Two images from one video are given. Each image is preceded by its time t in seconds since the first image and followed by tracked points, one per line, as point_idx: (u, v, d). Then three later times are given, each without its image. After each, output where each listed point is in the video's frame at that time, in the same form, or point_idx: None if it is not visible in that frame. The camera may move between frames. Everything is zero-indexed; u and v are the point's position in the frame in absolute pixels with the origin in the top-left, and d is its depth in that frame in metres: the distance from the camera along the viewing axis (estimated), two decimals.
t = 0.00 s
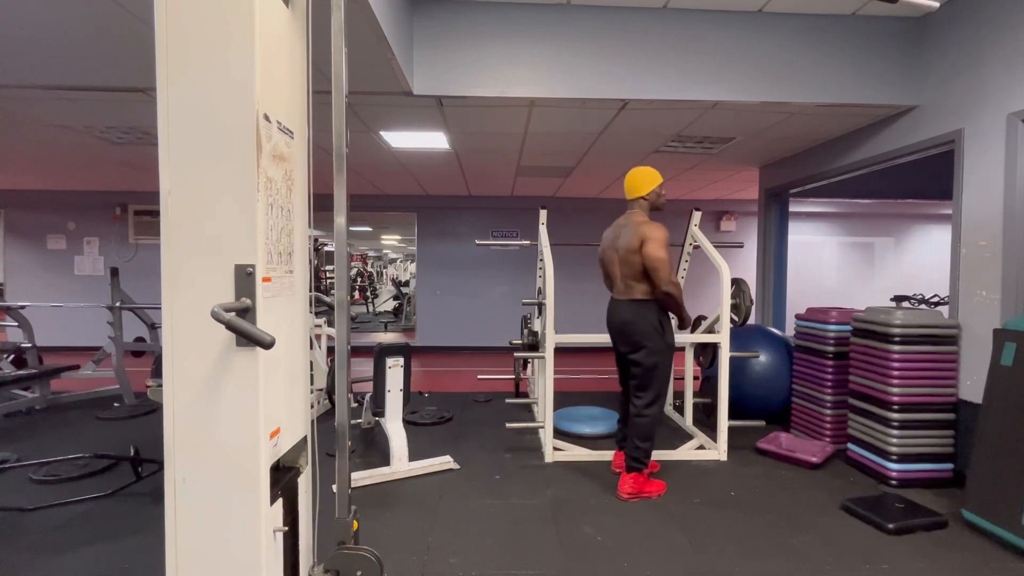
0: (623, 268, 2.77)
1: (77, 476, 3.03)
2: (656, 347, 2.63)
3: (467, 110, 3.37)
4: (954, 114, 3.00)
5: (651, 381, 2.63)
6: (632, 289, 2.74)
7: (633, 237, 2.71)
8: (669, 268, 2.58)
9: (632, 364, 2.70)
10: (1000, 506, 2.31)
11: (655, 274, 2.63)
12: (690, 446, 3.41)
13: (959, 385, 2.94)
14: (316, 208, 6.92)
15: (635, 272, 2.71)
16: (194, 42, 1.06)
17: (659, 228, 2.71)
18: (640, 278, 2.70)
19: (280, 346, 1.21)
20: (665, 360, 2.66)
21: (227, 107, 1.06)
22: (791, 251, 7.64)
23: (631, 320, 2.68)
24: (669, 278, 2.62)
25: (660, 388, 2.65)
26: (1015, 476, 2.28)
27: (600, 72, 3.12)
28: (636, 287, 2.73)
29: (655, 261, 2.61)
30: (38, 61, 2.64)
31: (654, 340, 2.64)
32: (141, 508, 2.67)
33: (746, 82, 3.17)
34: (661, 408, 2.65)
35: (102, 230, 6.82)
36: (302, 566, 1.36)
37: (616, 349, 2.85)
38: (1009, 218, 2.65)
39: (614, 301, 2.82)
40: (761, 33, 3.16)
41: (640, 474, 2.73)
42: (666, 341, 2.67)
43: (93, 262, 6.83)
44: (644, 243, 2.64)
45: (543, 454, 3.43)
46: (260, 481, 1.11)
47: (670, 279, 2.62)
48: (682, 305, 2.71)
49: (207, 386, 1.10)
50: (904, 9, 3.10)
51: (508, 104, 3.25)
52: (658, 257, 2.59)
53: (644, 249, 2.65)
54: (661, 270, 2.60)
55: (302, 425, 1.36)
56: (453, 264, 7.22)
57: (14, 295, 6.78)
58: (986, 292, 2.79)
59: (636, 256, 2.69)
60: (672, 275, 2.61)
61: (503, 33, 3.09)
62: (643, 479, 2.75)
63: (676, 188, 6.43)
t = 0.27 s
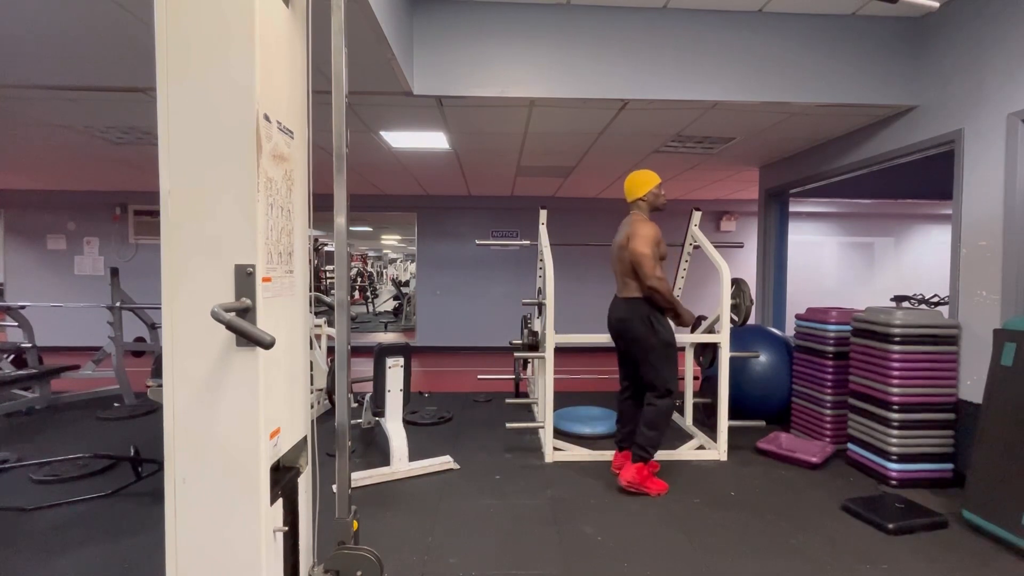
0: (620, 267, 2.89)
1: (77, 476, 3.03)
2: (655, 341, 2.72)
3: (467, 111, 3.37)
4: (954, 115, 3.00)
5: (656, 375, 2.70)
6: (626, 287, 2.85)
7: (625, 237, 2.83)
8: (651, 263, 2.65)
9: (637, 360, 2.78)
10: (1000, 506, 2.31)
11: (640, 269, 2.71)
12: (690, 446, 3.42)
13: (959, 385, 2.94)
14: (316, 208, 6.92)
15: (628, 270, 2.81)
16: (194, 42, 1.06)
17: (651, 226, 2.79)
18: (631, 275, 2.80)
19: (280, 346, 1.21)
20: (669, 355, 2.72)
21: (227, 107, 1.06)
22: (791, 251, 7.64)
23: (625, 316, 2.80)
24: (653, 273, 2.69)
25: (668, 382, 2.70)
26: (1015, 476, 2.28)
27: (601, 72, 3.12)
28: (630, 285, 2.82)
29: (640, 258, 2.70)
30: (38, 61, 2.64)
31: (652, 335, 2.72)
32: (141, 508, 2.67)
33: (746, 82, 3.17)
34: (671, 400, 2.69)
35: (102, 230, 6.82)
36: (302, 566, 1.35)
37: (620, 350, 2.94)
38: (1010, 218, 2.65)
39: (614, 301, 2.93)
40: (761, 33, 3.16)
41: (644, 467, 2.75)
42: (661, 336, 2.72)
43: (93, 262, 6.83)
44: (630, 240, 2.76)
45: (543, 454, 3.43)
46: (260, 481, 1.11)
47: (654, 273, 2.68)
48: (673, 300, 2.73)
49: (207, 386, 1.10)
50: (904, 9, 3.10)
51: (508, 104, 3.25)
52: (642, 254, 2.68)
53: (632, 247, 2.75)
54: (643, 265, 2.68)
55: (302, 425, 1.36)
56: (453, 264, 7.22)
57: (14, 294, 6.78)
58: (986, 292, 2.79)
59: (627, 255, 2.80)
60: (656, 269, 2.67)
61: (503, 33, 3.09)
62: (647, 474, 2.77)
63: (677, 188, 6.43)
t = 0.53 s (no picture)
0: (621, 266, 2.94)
1: (77, 476, 3.03)
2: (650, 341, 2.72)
3: (467, 111, 3.37)
4: (954, 114, 3.00)
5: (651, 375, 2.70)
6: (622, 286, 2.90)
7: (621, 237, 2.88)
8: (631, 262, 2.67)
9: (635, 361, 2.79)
10: (1000, 506, 2.31)
11: (626, 266, 2.73)
12: (690, 446, 3.42)
13: (959, 385, 2.94)
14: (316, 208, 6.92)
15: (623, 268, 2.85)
16: (194, 42, 1.06)
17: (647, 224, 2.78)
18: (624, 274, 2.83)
19: (280, 346, 1.21)
20: (663, 354, 2.69)
21: (227, 107, 1.06)
22: (791, 251, 7.64)
23: (621, 313, 2.83)
24: (634, 269, 2.68)
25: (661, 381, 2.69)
26: (1015, 476, 2.28)
27: (601, 72, 3.12)
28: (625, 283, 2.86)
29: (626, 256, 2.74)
30: (38, 61, 2.64)
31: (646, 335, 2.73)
32: (141, 508, 2.67)
33: (746, 82, 3.17)
34: (664, 399, 2.66)
35: (102, 230, 6.82)
36: (302, 566, 1.35)
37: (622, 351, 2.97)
38: (1010, 218, 2.65)
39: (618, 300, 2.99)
40: (761, 33, 3.16)
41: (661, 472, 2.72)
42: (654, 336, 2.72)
43: (93, 262, 6.83)
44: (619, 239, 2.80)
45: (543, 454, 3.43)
46: (260, 481, 1.11)
47: (635, 270, 2.67)
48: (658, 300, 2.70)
49: (207, 386, 1.10)
50: (904, 9, 3.10)
51: (508, 104, 3.25)
52: (625, 252, 2.72)
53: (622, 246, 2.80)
54: (625, 261, 2.70)
55: (302, 425, 1.36)
56: (453, 264, 7.22)
57: (14, 294, 6.78)
58: (986, 292, 2.79)
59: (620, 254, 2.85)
60: (637, 269, 2.68)
61: (503, 33, 3.09)
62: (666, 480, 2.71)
63: (677, 189, 6.43)
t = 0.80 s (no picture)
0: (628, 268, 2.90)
1: (77, 476, 3.03)
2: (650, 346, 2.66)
3: (467, 111, 3.37)
4: (954, 114, 3.00)
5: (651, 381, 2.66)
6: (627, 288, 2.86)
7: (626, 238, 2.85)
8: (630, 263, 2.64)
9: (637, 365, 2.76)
10: (1000, 506, 2.31)
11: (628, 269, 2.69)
12: (690, 447, 3.42)
13: (959, 385, 2.94)
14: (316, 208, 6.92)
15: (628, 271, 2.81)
16: (193, 42, 1.06)
17: (651, 224, 2.71)
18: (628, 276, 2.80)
19: (280, 346, 1.21)
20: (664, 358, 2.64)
21: (227, 107, 1.06)
22: (791, 251, 7.64)
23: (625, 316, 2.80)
24: (635, 272, 2.63)
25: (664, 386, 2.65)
26: (1015, 476, 2.28)
27: (600, 72, 3.12)
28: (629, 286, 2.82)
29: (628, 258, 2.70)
30: (38, 61, 2.64)
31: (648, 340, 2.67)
32: (141, 508, 2.67)
33: (746, 82, 3.17)
34: (666, 404, 2.63)
35: (102, 230, 6.82)
36: (302, 566, 1.35)
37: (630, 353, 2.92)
38: (1010, 217, 2.65)
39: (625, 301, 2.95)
40: (761, 33, 3.16)
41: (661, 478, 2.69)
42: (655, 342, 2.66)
43: (93, 262, 6.83)
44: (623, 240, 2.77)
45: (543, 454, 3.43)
46: (259, 481, 1.11)
47: (635, 272, 2.63)
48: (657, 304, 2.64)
49: (206, 386, 1.10)
50: (904, 9, 3.10)
51: (508, 104, 3.25)
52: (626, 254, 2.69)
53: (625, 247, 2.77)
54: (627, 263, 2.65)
55: (302, 424, 1.36)
56: (453, 264, 7.22)
57: (14, 295, 6.78)
58: (986, 292, 2.79)
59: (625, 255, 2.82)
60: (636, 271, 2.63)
61: (503, 33, 3.09)
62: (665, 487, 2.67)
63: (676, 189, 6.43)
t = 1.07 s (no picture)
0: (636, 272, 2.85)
1: (77, 476, 3.03)
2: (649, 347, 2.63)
3: (467, 111, 3.37)
4: (954, 114, 3.00)
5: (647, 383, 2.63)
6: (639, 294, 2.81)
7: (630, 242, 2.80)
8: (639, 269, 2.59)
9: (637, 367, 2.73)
10: (1000, 506, 2.31)
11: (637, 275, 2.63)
12: (690, 447, 3.42)
13: (959, 385, 2.93)
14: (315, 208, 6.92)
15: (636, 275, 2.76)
16: (194, 42, 1.06)
17: (655, 225, 2.68)
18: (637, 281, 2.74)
19: (280, 346, 1.21)
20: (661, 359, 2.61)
21: (228, 106, 1.06)
22: (791, 251, 7.64)
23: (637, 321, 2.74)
24: (647, 277, 2.58)
25: (662, 389, 2.61)
26: (1015, 476, 2.28)
27: (600, 72, 3.12)
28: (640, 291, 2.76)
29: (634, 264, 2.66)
30: (37, 61, 2.65)
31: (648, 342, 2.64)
32: (141, 508, 2.67)
33: (745, 82, 3.17)
34: (663, 408, 2.60)
35: (102, 230, 6.82)
36: (302, 566, 1.35)
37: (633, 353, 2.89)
38: (1010, 217, 2.65)
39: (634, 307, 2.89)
40: (761, 33, 3.16)
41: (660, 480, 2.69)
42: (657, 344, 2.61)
43: (93, 262, 6.84)
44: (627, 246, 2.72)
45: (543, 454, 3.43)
46: (259, 481, 1.11)
47: (646, 278, 2.58)
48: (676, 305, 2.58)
49: (206, 387, 1.10)
50: (904, 8, 3.10)
51: (508, 104, 3.25)
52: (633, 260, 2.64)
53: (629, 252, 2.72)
54: (636, 269, 2.60)
55: (302, 424, 1.36)
56: (453, 264, 7.21)
57: (14, 294, 6.78)
58: (986, 292, 2.79)
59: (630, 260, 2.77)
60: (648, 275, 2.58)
61: (503, 33, 3.09)
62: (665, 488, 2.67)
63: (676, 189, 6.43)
